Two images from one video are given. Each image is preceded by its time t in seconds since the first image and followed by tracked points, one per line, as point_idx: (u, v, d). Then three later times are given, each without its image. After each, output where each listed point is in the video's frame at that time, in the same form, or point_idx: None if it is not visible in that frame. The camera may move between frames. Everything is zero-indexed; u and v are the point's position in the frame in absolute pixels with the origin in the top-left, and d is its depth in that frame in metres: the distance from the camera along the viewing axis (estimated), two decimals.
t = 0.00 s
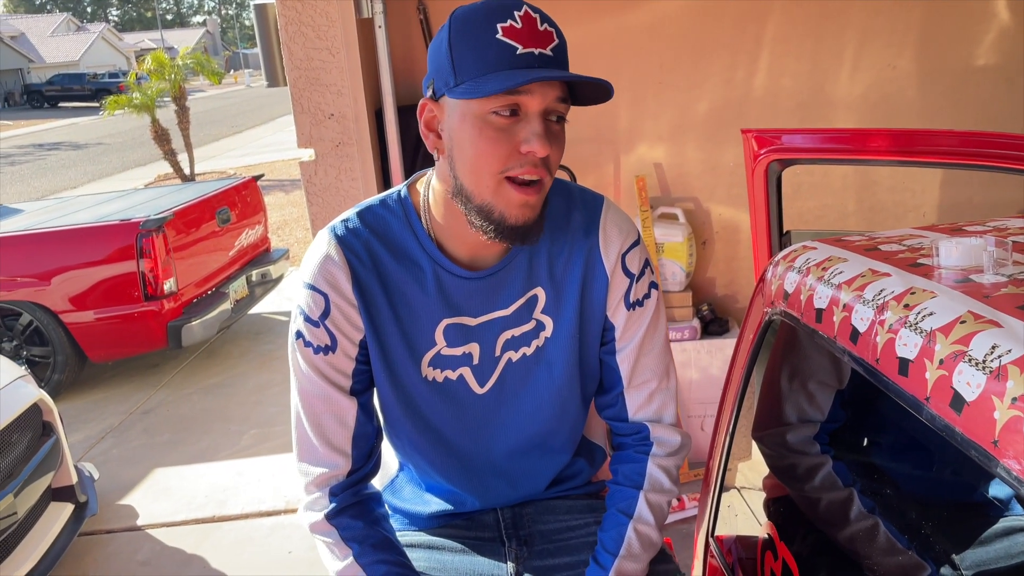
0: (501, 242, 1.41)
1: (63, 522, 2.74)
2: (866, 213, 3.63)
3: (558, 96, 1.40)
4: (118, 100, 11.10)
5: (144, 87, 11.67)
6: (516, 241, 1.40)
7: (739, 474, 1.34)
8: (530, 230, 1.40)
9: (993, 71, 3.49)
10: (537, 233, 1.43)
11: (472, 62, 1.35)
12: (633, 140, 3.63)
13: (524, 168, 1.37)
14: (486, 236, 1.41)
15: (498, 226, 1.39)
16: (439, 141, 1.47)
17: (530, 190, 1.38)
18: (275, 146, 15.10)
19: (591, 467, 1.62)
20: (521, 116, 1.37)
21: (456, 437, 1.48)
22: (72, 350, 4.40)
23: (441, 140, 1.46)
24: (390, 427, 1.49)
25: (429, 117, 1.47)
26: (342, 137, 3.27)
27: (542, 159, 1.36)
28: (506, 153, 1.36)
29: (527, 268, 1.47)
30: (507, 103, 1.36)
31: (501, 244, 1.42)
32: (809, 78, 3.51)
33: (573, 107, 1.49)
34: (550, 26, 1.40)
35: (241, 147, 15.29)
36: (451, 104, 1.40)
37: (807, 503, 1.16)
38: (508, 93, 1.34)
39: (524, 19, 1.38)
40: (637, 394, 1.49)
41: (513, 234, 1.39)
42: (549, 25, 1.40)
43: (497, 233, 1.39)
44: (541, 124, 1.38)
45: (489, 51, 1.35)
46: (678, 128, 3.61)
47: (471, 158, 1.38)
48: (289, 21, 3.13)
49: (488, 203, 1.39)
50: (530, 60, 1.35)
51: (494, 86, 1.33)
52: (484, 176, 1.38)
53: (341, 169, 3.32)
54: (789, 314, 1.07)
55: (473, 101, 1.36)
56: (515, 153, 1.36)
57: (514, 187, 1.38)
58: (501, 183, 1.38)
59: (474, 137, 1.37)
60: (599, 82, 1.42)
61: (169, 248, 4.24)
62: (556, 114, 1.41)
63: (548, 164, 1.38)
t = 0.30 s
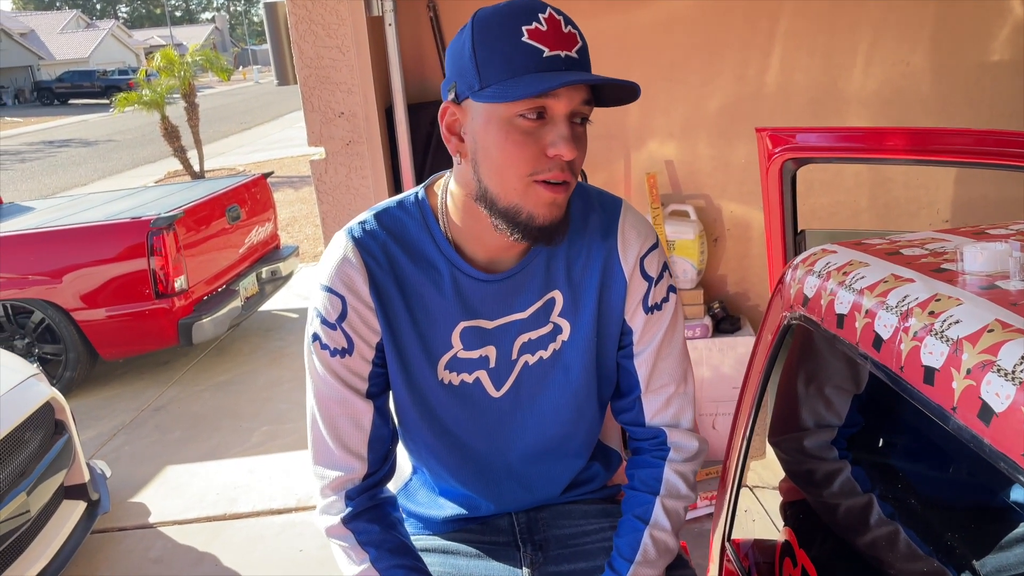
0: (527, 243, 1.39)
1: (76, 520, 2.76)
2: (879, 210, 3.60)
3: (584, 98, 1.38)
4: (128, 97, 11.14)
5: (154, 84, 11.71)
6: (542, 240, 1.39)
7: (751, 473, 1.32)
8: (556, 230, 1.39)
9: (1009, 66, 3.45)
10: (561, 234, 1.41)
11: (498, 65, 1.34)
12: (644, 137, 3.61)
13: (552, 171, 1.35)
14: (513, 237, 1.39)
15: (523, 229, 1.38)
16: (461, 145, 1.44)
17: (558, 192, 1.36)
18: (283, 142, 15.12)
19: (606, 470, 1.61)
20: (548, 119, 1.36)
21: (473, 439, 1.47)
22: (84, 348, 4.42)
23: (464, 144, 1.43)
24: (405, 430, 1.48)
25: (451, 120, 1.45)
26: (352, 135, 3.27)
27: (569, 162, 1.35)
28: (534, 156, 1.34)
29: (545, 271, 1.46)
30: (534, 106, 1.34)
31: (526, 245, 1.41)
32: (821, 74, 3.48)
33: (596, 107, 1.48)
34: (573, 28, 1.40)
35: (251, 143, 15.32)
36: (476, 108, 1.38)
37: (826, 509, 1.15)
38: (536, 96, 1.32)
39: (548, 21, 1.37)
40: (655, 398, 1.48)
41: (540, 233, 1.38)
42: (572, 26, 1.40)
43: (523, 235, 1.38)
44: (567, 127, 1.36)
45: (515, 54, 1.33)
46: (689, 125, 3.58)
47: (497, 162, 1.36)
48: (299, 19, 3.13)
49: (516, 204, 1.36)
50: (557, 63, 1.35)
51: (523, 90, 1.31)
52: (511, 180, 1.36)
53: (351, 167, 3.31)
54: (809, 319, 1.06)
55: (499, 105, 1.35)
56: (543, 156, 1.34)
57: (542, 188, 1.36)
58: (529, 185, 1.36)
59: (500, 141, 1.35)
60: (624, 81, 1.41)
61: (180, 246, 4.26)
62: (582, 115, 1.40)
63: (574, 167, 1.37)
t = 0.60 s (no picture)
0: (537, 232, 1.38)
1: (85, 514, 2.77)
2: (890, 203, 3.57)
3: (594, 83, 1.38)
4: (136, 94, 11.17)
5: (163, 81, 11.73)
6: (552, 229, 1.37)
7: (762, 467, 1.32)
8: (566, 219, 1.38)
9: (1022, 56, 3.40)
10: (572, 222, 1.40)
11: (509, 49, 1.33)
12: (653, 131, 3.60)
13: (563, 157, 1.33)
14: (523, 227, 1.38)
15: (533, 218, 1.36)
16: (471, 132, 1.43)
17: (570, 178, 1.35)
18: (291, 139, 15.13)
19: (616, 463, 1.61)
20: (559, 105, 1.35)
21: (481, 432, 1.47)
22: (93, 343, 4.44)
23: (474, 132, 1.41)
24: (413, 423, 1.48)
25: (460, 108, 1.43)
26: (358, 129, 3.26)
27: (580, 148, 1.34)
28: (546, 142, 1.33)
29: (553, 262, 1.45)
30: (545, 90, 1.34)
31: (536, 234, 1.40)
32: (831, 65, 3.45)
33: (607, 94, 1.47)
34: (584, 13, 1.39)
35: (259, 140, 15.35)
36: (486, 94, 1.37)
37: (837, 501, 1.13)
38: (547, 80, 1.32)
39: (559, 6, 1.36)
40: (664, 391, 1.47)
41: (550, 222, 1.36)
42: (583, 12, 1.39)
43: (533, 223, 1.37)
44: (579, 112, 1.35)
45: (526, 38, 1.33)
46: (698, 118, 3.56)
47: (509, 149, 1.35)
48: (306, 13, 3.12)
49: (525, 191, 1.35)
50: (568, 47, 1.34)
51: (536, 73, 1.30)
52: (522, 166, 1.35)
53: (358, 162, 3.31)
54: (820, 309, 1.05)
55: (510, 90, 1.34)
56: (554, 143, 1.33)
57: (554, 175, 1.34)
58: (540, 172, 1.35)
59: (511, 128, 1.34)
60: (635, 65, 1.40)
61: (188, 241, 4.27)
62: (593, 102, 1.39)
63: (586, 154, 1.36)
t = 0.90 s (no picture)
0: (522, 221, 1.39)
1: (94, 512, 2.78)
2: (898, 198, 3.54)
3: (584, 69, 1.39)
4: (143, 93, 11.20)
5: (169, 80, 11.75)
6: (539, 220, 1.38)
7: (770, 465, 1.31)
8: (553, 211, 1.38)
9: None
10: (562, 213, 1.40)
11: (498, 34, 1.37)
12: (659, 127, 3.58)
13: (547, 143, 1.36)
14: (509, 216, 1.39)
15: (519, 207, 1.38)
16: (467, 120, 1.49)
17: (553, 166, 1.36)
18: (297, 137, 15.15)
19: (623, 461, 1.61)
20: (545, 89, 1.38)
21: (488, 431, 1.46)
22: (101, 342, 4.45)
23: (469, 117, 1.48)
24: (420, 421, 1.47)
25: (460, 96, 1.50)
26: (364, 127, 3.26)
27: (564, 134, 1.36)
28: (529, 128, 1.36)
29: (560, 260, 1.44)
30: (530, 74, 1.37)
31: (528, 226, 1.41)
32: (839, 60, 3.42)
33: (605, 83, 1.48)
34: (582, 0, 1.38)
35: (265, 139, 15.37)
36: (478, 80, 1.42)
37: (846, 500, 1.13)
38: (530, 63, 1.36)
39: None
40: (672, 389, 1.46)
41: (534, 212, 1.37)
42: None
43: (518, 211, 1.38)
44: (564, 98, 1.38)
45: (513, 22, 1.35)
46: (704, 113, 3.54)
47: (495, 133, 1.38)
48: (311, 11, 3.12)
49: (511, 178, 1.37)
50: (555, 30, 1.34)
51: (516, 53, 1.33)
52: (506, 150, 1.38)
53: (364, 160, 3.31)
54: (828, 305, 1.04)
55: (497, 74, 1.38)
56: (538, 128, 1.36)
57: (537, 162, 1.36)
58: (524, 158, 1.37)
59: (497, 112, 1.38)
60: (625, 51, 1.40)
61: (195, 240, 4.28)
62: (583, 89, 1.41)
63: (572, 142, 1.37)
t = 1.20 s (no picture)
0: (522, 220, 1.40)
1: (102, 513, 2.79)
2: (905, 196, 3.52)
3: (584, 70, 1.39)
4: (148, 95, 11.22)
5: (175, 81, 11.78)
6: (535, 218, 1.39)
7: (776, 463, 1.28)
8: (549, 209, 1.39)
9: None
10: (558, 212, 1.40)
11: (498, 34, 1.38)
12: (664, 126, 3.57)
13: (543, 143, 1.36)
14: (508, 215, 1.40)
15: (518, 206, 1.38)
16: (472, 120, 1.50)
17: (550, 166, 1.36)
18: (302, 138, 15.16)
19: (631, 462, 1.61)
20: (543, 89, 1.38)
21: (497, 432, 1.46)
22: (108, 343, 4.47)
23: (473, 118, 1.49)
24: (428, 422, 1.47)
25: (467, 97, 1.51)
26: (369, 128, 3.26)
27: (560, 134, 1.36)
28: (526, 127, 1.37)
29: (569, 260, 1.44)
30: (527, 74, 1.38)
31: (528, 226, 1.41)
32: (844, 58, 3.41)
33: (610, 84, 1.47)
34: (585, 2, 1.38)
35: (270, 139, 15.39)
36: (480, 80, 1.43)
37: (856, 501, 1.13)
38: (527, 63, 1.37)
39: None
40: (680, 390, 1.46)
41: (531, 211, 1.38)
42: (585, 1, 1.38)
43: (517, 210, 1.39)
44: (562, 98, 1.38)
45: (513, 23, 1.36)
46: (709, 112, 3.53)
47: (493, 132, 1.40)
48: (316, 13, 3.12)
49: (508, 177, 1.38)
50: (554, 31, 1.34)
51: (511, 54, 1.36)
52: (503, 149, 1.39)
53: (369, 161, 3.31)
54: (837, 305, 1.04)
55: (496, 74, 1.39)
56: (535, 127, 1.36)
57: (533, 161, 1.36)
58: (521, 157, 1.38)
59: (495, 111, 1.39)
60: (625, 51, 1.39)
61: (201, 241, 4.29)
62: (583, 90, 1.40)
63: (569, 142, 1.37)
